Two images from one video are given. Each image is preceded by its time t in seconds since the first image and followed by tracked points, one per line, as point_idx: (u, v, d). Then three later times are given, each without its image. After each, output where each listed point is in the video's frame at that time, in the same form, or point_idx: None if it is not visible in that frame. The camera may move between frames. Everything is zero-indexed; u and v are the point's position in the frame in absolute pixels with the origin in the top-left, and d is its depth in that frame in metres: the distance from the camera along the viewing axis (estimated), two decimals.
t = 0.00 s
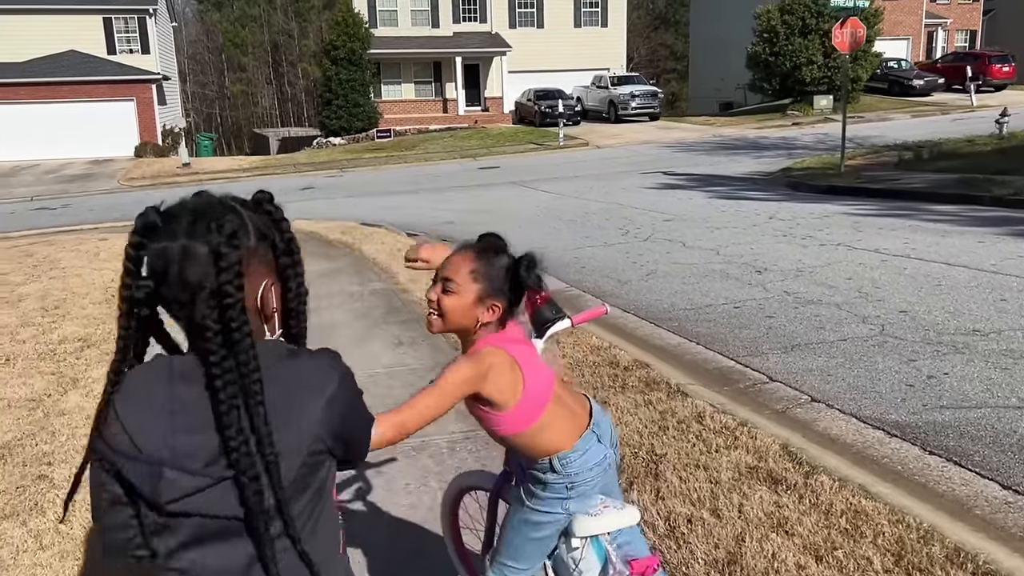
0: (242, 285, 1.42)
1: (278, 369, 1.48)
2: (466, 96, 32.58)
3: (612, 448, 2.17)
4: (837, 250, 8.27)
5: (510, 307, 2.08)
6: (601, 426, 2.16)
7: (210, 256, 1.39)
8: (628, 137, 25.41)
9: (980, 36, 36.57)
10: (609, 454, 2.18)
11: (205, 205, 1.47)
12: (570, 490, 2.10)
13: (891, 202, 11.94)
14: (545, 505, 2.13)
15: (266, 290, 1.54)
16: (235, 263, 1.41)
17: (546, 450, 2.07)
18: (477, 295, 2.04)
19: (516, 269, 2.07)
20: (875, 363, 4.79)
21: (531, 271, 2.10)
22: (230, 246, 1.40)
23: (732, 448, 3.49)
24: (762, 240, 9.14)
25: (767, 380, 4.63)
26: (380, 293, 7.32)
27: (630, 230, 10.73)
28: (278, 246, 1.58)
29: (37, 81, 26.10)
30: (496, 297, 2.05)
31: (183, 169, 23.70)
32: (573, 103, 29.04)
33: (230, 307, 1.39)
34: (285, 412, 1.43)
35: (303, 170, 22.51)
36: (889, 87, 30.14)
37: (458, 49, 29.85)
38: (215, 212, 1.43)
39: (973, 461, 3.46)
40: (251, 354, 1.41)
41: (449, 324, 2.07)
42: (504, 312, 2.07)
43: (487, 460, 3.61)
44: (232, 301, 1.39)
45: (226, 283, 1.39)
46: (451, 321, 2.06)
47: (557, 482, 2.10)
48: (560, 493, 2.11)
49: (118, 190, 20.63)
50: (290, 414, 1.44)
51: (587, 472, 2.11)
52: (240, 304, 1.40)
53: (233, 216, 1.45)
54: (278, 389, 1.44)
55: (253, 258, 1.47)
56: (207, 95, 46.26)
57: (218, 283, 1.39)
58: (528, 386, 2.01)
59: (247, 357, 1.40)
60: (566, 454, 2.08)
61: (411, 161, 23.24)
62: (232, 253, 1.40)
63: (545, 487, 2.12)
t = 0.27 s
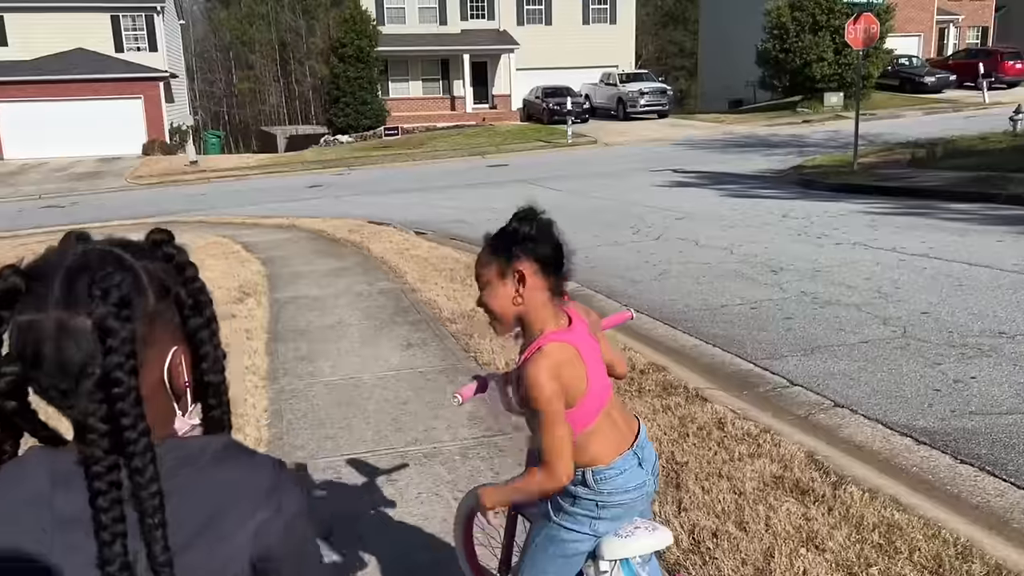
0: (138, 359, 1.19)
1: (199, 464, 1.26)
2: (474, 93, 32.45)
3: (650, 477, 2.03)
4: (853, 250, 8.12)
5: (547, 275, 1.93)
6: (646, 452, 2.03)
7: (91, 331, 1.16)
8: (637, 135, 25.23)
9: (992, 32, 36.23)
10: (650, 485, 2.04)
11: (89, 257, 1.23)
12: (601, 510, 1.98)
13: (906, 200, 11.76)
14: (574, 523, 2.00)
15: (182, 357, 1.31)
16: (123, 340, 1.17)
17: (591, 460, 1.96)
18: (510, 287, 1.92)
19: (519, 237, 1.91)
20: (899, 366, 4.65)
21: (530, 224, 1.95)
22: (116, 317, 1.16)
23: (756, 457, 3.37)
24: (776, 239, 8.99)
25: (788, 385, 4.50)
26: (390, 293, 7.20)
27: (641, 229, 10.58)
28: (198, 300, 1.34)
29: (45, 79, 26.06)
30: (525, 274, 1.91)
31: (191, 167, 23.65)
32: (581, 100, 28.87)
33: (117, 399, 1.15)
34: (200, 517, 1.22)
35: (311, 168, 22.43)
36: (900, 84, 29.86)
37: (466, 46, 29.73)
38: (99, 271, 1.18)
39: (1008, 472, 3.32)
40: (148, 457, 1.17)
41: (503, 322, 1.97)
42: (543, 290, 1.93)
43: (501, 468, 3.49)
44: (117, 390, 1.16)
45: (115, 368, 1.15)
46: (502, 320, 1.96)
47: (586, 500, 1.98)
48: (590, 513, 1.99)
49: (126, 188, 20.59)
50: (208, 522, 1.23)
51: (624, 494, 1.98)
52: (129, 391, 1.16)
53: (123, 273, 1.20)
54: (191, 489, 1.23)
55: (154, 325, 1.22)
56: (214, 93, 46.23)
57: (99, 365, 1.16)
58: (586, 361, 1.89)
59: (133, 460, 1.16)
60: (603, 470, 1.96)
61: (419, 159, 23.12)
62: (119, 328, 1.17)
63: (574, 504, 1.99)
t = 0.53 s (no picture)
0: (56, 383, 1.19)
1: (118, 510, 1.19)
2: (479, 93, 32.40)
3: (696, 509, 1.97)
4: (864, 249, 8.07)
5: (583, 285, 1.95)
6: (697, 489, 1.97)
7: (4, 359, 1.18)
8: (642, 134, 25.17)
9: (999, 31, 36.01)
10: (693, 519, 1.98)
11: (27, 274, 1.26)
12: (632, 526, 1.94)
13: (916, 199, 11.69)
14: (605, 533, 1.98)
15: (119, 382, 1.27)
16: (34, 375, 1.17)
17: (635, 475, 1.92)
18: (564, 311, 2.00)
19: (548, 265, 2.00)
20: (916, 367, 4.60)
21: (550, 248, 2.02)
22: (26, 348, 1.17)
23: (775, 459, 3.33)
24: (786, 239, 8.94)
25: (804, 386, 4.46)
26: (399, 294, 7.17)
27: (650, 229, 10.54)
28: (137, 325, 1.31)
29: (50, 80, 26.08)
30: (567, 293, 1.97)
31: (196, 168, 23.65)
32: (586, 99, 28.80)
33: (28, 438, 1.17)
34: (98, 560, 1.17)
35: (316, 168, 22.40)
36: (907, 83, 29.71)
37: (470, 46, 29.69)
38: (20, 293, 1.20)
39: None
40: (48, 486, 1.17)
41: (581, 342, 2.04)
42: (587, 301, 1.95)
43: (517, 469, 3.46)
44: (23, 417, 1.17)
45: (22, 402, 1.17)
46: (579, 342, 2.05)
47: (619, 515, 1.95)
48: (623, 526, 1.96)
49: (131, 189, 20.61)
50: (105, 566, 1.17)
51: (664, 520, 1.94)
52: (36, 424, 1.17)
53: (44, 298, 1.21)
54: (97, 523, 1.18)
55: (76, 353, 1.21)
56: (219, 93, 46.20)
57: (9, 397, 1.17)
58: (633, 363, 1.87)
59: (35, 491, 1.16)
60: (641, 488, 1.92)
61: (424, 159, 23.09)
62: (26, 353, 1.17)
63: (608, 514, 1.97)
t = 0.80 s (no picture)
0: None
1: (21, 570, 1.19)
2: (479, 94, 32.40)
3: (713, 505, 1.99)
4: (868, 249, 8.08)
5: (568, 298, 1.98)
6: (708, 482, 1.99)
7: None
8: (643, 135, 25.19)
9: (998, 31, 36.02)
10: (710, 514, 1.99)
11: None
12: (652, 532, 1.96)
13: (918, 199, 11.71)
14: (623, 542, 2.00)
15: (38, 461, 1.28)
16: None
17: (642, 482, 1.94)
18: (557, 322, 2.03)
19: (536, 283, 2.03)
20: (925, 366, 4.62)
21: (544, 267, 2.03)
22: None
23: (788, 457, 3.35)
24: (790, 239, 8.95)
25: (813, 385, 4.48)
26: (404, 294, 7.18)
27: (652, 229, 10.55)
28: (59, 403, 1.32)
29: (51, 82, 26.09)
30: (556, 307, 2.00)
31: (197, 170, 23.65)
32: (586, 100, 28.82)
33: None
34: None
35: (316, 170, 22.39)
36: (906, 83, 29.73)
37: (471, 47, 29.70)
38: None
39: None
40: None
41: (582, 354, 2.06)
42: (573, 312, 1.98)
43: (530, 468, 3.48)
44: None
45: None
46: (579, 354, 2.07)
47: (636, 523, 1.97)
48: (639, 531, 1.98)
49: (132, 191, 20.60)
50: None
51: (683, 519, 1.95)
52: None
53: None
54: None
55: None
56: (218, 95, 46.18)
57: None
58: (611, 366, 1.89)
59: None
60: (652, 493, 1.94)
61: (425, 160, 23.10)
62: None
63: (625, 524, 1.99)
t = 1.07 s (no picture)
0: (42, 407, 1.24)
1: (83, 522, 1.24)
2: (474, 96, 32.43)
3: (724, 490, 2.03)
4: (865, 248, 8.15)
5: (558, 301, 2.00)
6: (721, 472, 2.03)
7: None
8: (637, 137, 25.27)
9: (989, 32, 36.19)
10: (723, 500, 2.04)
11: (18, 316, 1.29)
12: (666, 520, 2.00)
13: (913, 198, 11.79)
14: (639, 532, 2.05)
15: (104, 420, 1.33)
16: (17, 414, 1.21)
17: (655, 476, 1.99)
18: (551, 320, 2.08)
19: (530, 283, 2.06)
20: (924, 362, 4.68)
21: (537, 269, 2.05)
22: (15, 395, 1.21)
23: (793, 451, 3.39)
24: (787, 238, 9.01)
25: (815, 381, 4.53)
26: (406, 294, 7.21)
27: (650, 229, 10.61)
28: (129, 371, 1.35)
29: (45, 86, 26.03)
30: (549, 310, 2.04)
31: (193, 173, 23.62)
32: (581, 103, 28.89)
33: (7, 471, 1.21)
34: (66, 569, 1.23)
35: (312, 172, 22.39)
36: (898, 84, 29.86)
37: (465, 50, 29.73)
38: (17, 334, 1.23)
39: None
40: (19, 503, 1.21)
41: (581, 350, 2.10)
42: (566, 316, 2.00)
43: (538, 464, 3.52)
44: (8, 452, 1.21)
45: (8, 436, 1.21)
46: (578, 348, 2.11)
47: (653, 513, 2.01)
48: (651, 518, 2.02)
49: (128, 194, 20.57)
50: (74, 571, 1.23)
51: (696, 507, 1.99)
52: (18, 462, 1.21)
53: (36, 337, 1.26)
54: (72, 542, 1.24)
55: (67, 392, 1.27)
56: (213, 99, 46.08)
57: None
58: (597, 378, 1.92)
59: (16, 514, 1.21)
60: (662, 486, 1.99)
61: (420, 162, 23.12)
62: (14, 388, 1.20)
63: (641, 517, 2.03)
